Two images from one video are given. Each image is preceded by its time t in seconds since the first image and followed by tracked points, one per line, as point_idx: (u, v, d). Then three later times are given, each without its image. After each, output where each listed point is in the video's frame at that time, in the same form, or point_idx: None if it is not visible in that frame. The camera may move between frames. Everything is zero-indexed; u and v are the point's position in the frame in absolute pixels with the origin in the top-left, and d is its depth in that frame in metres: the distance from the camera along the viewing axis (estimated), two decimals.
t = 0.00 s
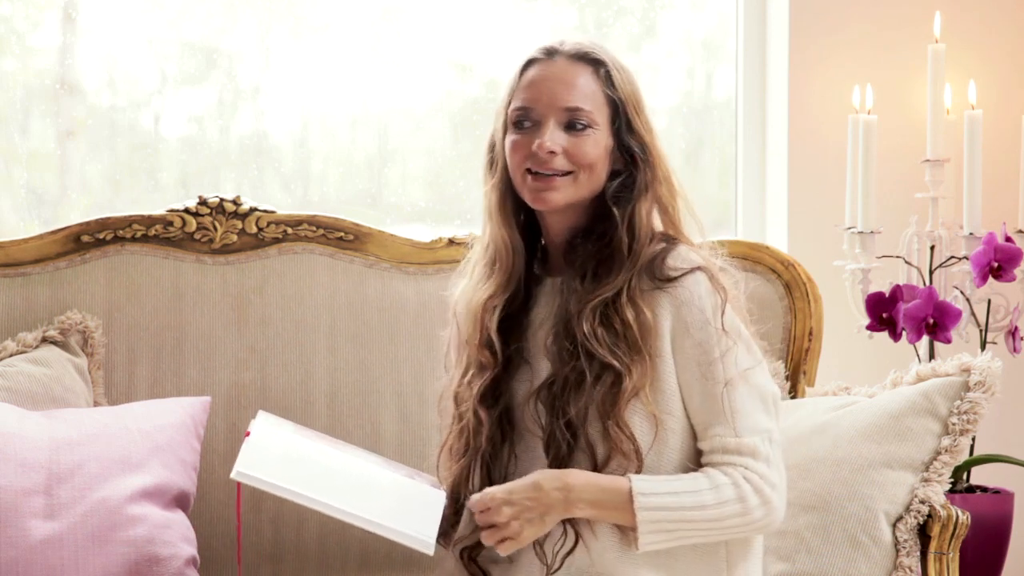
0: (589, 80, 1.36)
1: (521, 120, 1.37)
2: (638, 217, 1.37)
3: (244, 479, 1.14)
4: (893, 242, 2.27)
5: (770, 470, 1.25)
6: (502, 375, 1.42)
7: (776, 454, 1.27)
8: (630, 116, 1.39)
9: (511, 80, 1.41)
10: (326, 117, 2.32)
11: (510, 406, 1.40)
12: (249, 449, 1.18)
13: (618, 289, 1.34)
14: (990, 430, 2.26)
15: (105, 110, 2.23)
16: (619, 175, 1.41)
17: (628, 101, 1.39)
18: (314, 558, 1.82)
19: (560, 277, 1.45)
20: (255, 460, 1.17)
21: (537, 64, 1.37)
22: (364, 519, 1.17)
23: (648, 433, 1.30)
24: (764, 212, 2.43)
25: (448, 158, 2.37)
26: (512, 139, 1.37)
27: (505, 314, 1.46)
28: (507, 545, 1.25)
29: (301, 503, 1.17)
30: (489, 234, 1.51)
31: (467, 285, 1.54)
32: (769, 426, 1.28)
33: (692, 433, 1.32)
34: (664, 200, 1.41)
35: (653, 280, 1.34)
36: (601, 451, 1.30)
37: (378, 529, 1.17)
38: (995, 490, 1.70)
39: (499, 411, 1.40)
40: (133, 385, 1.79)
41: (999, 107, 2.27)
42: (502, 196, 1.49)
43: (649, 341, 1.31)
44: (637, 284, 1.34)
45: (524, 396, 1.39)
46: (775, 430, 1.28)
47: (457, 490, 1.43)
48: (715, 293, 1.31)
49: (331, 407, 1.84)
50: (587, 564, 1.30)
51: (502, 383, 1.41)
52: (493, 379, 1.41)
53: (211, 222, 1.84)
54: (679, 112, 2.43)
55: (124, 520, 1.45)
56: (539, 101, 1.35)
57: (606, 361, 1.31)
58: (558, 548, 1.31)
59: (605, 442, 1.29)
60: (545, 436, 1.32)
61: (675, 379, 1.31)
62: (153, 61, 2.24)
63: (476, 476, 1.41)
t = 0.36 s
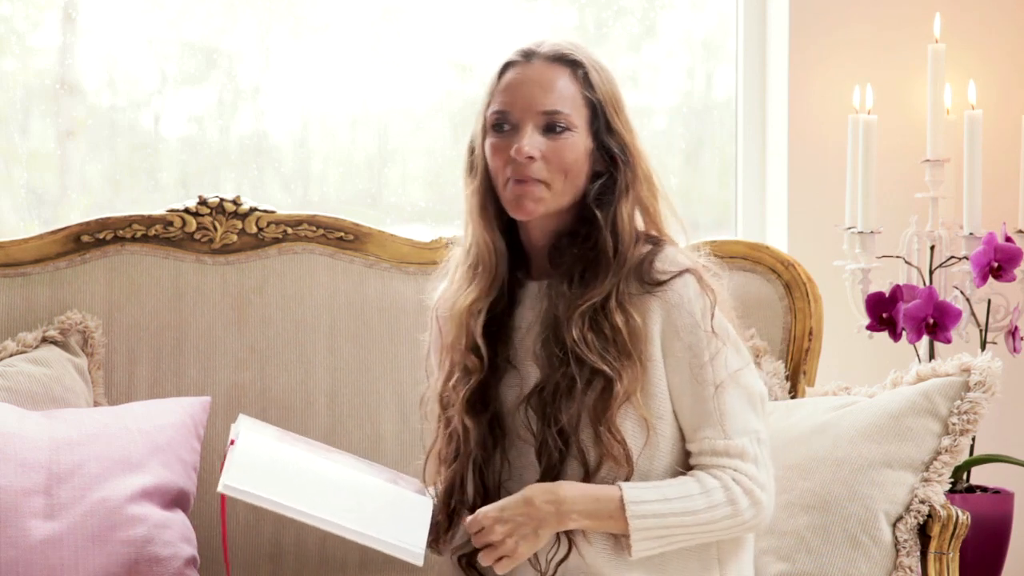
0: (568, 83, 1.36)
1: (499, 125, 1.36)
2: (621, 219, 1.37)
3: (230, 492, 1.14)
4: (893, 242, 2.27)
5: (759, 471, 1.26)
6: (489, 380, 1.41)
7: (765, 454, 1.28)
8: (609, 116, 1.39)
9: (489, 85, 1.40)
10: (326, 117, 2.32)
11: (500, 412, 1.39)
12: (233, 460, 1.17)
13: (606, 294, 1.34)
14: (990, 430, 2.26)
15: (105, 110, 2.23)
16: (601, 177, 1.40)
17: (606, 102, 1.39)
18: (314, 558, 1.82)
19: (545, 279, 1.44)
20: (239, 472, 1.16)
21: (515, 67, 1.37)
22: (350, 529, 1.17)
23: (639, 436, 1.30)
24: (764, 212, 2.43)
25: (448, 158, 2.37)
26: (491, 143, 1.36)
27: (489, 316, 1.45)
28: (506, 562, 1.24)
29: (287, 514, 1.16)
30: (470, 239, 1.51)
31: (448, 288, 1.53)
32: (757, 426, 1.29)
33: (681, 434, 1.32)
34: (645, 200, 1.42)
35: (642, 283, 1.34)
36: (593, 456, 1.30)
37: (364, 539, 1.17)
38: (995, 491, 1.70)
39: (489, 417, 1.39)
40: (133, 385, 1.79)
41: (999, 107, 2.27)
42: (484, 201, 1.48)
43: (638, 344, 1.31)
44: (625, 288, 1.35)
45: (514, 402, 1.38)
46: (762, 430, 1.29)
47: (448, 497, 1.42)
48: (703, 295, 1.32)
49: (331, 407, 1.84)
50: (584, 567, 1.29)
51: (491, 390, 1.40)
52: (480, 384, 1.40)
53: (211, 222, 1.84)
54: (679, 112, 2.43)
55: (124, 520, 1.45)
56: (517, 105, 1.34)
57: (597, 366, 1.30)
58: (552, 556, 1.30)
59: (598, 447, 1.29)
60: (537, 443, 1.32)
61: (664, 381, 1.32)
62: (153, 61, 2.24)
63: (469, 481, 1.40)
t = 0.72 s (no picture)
0: (549, 84, 1.36)
1: (483, 129, 1.37)
2: (606, 216, 1.37)
3: (225, 500, 1.13)
4: (893, 242, 2.27)
5: (752, 470, 1.26)
6: (483, 380, 1.42)
7: (757, 454, 1.27)
8: (593, 114, 1.38)
9: (471, 90, 1.41)
10: (326, 117, 2.32)
11: (494, 411, 1.39)
12: (227, 468, 1.17)
13: (596, 291, 1.34)
14: (990, 430, 2.26)
15: (105, 110, 2.23)
16: (588, 174, 1.40)
17: (589, 100, 1.38)
18: (313, 558, 1.82)
19: (537, 278, 1.44)
20: (234, 479, 1.16)
21: (495, 72, 1.37)
22: (347, 533, 1.16)
23: (631, 433, 1.30)
24: (764, 211, 2.43)
25: (448, 158, 2.37)
26: (475, 148, 1.38)
27: (476, 319, 1.46)
28: (501, 563, 1.24)
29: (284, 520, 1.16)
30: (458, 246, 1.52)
31: (441, 291, 1.54)
32: (750, 425, 1.28)
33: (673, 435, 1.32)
34: (634, 198, 1.41)
35: (632, 282, 1.34)
36: (586, 454, 1.30)
37: (361, 543, 1.17)
38: (995, 490, 1.70)
39: (483, 417, 1.39)
40: (133, 385, 1.79)
41: (998, 107, 2.27)
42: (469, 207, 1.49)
43: (629, 342, 1.31)
44: (616, 285, 1.34)
45: (509, 401, 1.39)
46: (754, 428, 1.29)
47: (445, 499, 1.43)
48: (694, 294, 1.31)
49: (331, 407, 1.84)
50: (576, 566, 1.29)
51: (484, 390, 1.41)
52: (473, 385, 1.42)
53: (211, 222, 1.84)
54: (679, 112, 2.43)
55: (124, 520, 1.45)
56: (499, 111, 1.35)
57: (586, 363, 1.31)
58: (545, 554, 1.30)
59: (590, 445, 1.30)
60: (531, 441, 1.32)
61: (657, 379, 1.31)
62: (153, 61, 2.24)
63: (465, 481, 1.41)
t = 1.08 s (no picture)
0: (563, 83, 1.36)
1: (496, 128, 1.37)
2: (619, 212, 1.36)
3: (237, 492, 1.13)
4: (893, 242, 2.27)
5: (761, 465, 1.26)
6: (492, 374, 1.41)
7: (767, 449, 1.27)
8: (607, 114, 1.39)
9: (484, 90, 1.40)
10: (326, 117, 2.32)
11: (502, 404, 1.40)
12: (238, 461, 1.17)
13: (605, 284, 1.34)
14: (990, 430, 2.26)
15: (105, 110, 2.23)
16: (602, 172, 1.40)
17: (603, 100, 1.38)
18: (313, 558, 1.82)
19: (547, 274, 1.45)
20: (245, 473, 1.16)
21: (508, 72, 1.37)
22: (358, 527, 1.16)
23: (638, 427, 1.30)
24: (764, 212, 2.43)
25: (448, 158, 2.37)
26: (489, 146, 1.38)
27: (491, 317, 1.45)
28: (509, 556, 1.25)
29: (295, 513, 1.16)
30: (473, 239, 1.51)
31: (452, 287, 1.54)
32: (759, 420, 1.28)
33: (681, 428, 1.32)
34: (648, 196, 1.41)
35: (642, 275, 1.34)
36: (593, 446, 1.30)
37: (373, 537, 1.16)
38: (995, 490, 1.70)
39: (491, 409, 1.39)
40: (133, 385, 1.79)
41: (998, 107, 2.27)
42: (485, 201, 1.49)
43: (637, 334, 1.31)
44: (625, 279, 1.34)
45: (517, 395, 1.39)
46: (764, 423, 1.29)
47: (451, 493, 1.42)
48: (703, 287, 1.31)
49: (331, 407, 1.84)
50: (584, 562, 1.29)
51: (493, 383, 1.41)
52: (482, 378, 1.41)
53: (211, 222, 1.84)
54: (679, 113, 2.43)
55: (124, 520, 1.45)
56: (513, 110, 1.35)
57: (594, 355, 1.30)
58: (553, 545, 1.30)
59: (597, 437, 1.29)
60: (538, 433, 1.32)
61: (665, 373, 1.31)
62: (153, 61, 2.24)
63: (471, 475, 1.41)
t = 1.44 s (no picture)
0: (586, 81, 1.37)
1: (519, 120, 1.38)
2: (635, 215, 1.37)
3: (251, 488, 1.14)
4: (892, 242, 2.27)
5: (768, 474, 1.26)
6: (509, 370, 1.41)
7: (774, 459, 1.27)
8: (629, 115, 1.39)
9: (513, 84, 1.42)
10: (326, 117, 2.32)
11: (517, 402, 1.39)
12: (254, 456, 1.18)
13: (624, 287, 1.34)
14: (990, 430, 2.26)
15: (105, 110, 2.23)
16: (620, 174, 1.40)
17: (626, 100, 1.39)
18: (313, 557, 1.82)
19: (568, 275, 1.43)
20: (260, 468, 1.17)
21: (536, 66, 1.38)
22: (370, 526, 1.17)
23: (652, 430, 1.30)
24: (764, 212, 2.43)
25: (448, 158, 2.37)
26: (511, 138, 1.38)
27: (511, 310, 1.46)
28: (513, 553, 1.25)
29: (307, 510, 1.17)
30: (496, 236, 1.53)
31: (477, 282, 1.54)
32: (768, 430, 1.28)
33: (694, 434, 1.32)
34: (671, 202, 1.42)
35: (661, 278, 1.34)
36: (605, 448, 1.30)
37: (385, 536, 1.17)
38: (995, 490, 1.70)
39: (505, 406, 1.39)
40: (133, 385, 1.79)
41: (999, 107, 2.27)
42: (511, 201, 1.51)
43: (655, 339, 1.31)
44: (644, 281, 1.34)
45: (532, 394, 1.38)
46: (773, 433, 1.29)
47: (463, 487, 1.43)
48: (721, 292, 1.32)
49: (331, 407, 1.84)
50: (587, 563, 1.29)
51: (509, 379, 1.41)
52: (499, 374, 1.41)
53: (211, 222, 1.84)
54: (679, 112, 2.43)
55: (124, 520, 1.45)
56: (534, 103, 1.36)
57: (611, 358, 1.31)
58: (558, 544, 1.30)
59: (611, 439, 1.29)
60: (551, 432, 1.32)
61: (680, 377, 1.31)
62: (153, 61, 2.24)
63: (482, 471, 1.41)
